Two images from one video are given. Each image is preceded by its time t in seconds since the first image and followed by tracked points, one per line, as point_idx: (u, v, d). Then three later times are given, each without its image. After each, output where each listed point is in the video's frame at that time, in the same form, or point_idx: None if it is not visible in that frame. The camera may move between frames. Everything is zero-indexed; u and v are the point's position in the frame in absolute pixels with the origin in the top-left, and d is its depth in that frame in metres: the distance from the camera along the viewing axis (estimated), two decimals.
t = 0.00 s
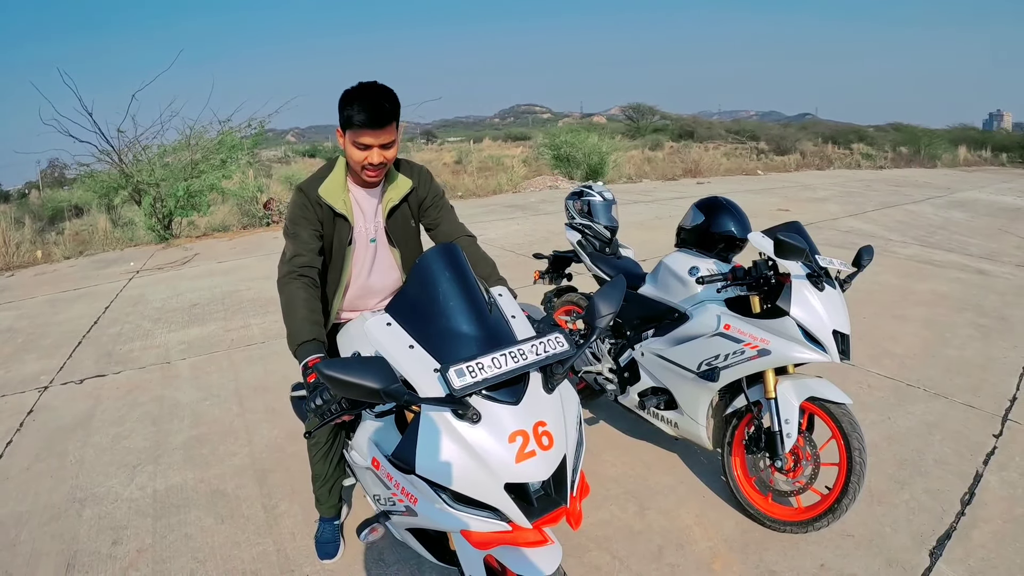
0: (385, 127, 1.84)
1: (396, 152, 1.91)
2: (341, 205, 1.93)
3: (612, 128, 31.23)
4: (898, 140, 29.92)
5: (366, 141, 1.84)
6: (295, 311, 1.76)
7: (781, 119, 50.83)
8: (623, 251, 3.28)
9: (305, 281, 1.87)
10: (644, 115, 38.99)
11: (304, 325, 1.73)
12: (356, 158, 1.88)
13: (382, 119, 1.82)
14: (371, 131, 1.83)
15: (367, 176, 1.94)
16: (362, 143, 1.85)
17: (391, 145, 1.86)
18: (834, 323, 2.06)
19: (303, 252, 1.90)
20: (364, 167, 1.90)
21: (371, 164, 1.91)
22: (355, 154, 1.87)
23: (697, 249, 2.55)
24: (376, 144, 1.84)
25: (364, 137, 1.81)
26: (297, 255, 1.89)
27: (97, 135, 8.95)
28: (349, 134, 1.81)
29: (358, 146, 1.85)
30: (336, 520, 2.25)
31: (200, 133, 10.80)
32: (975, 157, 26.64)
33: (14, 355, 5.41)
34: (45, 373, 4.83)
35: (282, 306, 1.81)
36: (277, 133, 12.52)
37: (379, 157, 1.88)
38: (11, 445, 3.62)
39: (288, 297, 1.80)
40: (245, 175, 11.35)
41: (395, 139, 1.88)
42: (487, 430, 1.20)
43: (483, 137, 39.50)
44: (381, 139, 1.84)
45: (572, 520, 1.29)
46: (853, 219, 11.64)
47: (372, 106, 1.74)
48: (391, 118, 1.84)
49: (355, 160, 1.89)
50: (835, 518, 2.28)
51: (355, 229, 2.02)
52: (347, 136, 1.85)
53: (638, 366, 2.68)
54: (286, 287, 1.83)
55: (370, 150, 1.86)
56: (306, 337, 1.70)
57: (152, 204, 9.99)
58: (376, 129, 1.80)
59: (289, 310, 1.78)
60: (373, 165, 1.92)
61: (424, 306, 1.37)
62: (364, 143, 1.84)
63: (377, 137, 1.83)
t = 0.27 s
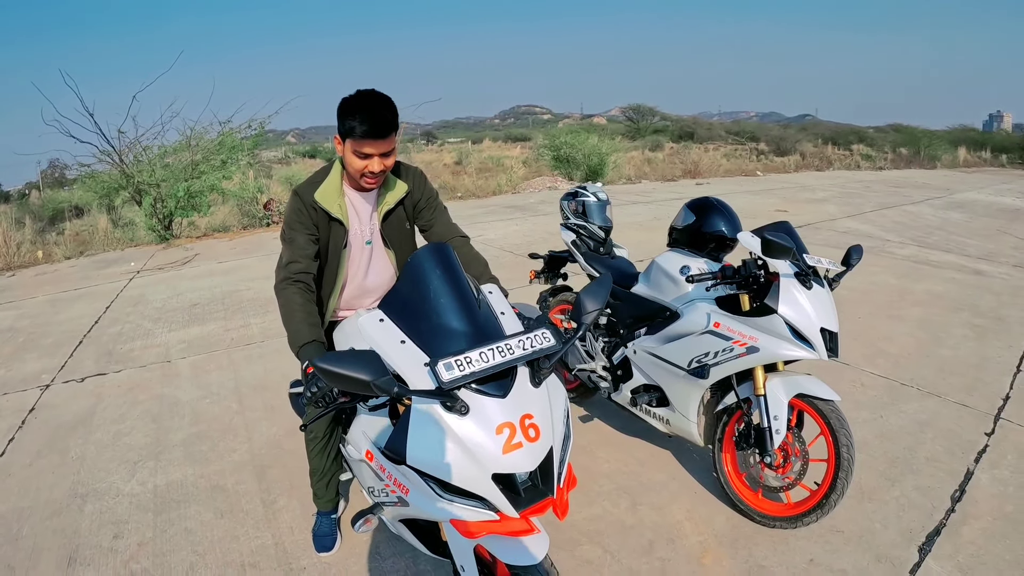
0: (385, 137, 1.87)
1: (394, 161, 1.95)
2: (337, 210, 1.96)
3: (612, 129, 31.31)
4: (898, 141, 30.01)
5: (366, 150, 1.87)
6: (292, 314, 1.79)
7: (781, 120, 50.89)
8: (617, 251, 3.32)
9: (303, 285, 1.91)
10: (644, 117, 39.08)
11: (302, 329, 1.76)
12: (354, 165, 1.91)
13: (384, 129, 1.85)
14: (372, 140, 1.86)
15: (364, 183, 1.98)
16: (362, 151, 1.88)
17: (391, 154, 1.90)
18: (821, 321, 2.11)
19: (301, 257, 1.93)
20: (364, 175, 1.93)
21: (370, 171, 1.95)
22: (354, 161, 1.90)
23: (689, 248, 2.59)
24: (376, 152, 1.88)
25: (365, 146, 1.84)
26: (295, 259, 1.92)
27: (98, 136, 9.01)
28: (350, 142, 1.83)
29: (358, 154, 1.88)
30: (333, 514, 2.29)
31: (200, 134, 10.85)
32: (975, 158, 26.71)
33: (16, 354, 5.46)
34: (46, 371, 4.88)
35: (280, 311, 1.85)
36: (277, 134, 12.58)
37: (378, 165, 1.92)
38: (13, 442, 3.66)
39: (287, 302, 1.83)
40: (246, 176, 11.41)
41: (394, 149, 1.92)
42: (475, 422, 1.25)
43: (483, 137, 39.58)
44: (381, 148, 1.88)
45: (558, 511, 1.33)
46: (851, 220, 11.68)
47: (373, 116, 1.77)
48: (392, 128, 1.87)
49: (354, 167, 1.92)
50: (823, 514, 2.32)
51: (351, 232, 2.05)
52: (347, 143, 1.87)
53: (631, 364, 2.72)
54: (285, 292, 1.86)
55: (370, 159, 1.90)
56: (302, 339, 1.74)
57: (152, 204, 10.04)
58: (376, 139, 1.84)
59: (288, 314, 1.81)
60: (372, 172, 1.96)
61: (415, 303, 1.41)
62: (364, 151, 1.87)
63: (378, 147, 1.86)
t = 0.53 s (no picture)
0: (379, 140, 1.95)
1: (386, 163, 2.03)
2: (332, 209, 2.04)
3: (611, 130, 31.40)
4: (897, 142, 30.09)
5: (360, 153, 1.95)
6: (293, 309, 1.87)
7: (781, 120, 50.94)
8: (607, 249, 3.40)
9: (301, 281, 1.98)
10: (644, 117, 39.19)
11: (303, 323, 1.85)
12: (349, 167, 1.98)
13: (378, 133, 1.93)
14: (365, 143, 1.93)
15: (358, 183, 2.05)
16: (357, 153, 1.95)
17: (384, 156, 1.98)
18: (799, 315, 2.18)
19: (298, 254, 2.00)
20: (358, 176, 2.01)
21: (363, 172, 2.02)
22: (349, 163, 1.97)
23: (674, 245, 2.67)
24: (370, 155, 1.95)
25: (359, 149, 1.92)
26: (292, 256, 2.00)
27: (99, 136, 9.09)
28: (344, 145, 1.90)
29: (352, 156, 1.95)
30: (328, 501, 2.38)
31: (200, 134, 10.94)
32: (974, 159, 26.80)
33: (19, 351, 5.55)
34: (49, 367, 4.97)
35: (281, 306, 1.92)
36: (277, 134, 12.67)
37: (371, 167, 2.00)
38: (17, 435, 3.75)
39: (287, 297, 1.91)
40: (245, 176, 11.49)
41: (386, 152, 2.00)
42: (456, 404, 1.33)
43: (483, 138, 39.65)
44: (375, 151, 1.95)
45: (535, 491, 1.42)
46: (847, 220, 11.75)
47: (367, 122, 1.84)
48: (384, 132, 1.95)
49: (349, 169, 1.99)
50: (802, 503, 2.39)
51: (345, 230, 2.13)
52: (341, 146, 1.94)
53: (618, 358, 2.81)
54: (284, 288, 1.94)
55: (364, 161, 1.97)
56: (301, 331, 1.82)
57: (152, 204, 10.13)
58: (371, 142, 1.91)
59: (289, 309, 1.89)
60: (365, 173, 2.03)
61: (403, 293, 1.49)
62: (358, 153, 1.95)
63: (372, 150, 1.94)
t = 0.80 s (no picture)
0: (379, 143, 2.05)
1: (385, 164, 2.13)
2: (333, 209, 2.14)
3: (610, 130, 31.50)
4: (895, 142, 30.22)
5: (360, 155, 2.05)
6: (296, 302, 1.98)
7: (780, 120, 51.04)
8: (597, 248, 3.50)
9: (302, 275, 2.09)
10: (642, 118, 39.31)
11: (305, 315, 1.95)
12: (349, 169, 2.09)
13: (376, 136, 2.03)
14: (365, 146, 2.03)
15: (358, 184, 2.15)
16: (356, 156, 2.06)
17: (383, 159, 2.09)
18: (777, 310, 2.28)
19: (300, 250, 2.10)
20: (358, 177, 2.11)
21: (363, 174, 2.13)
22: (349, 166, 2.08)
23: (660, 244, 2.78)
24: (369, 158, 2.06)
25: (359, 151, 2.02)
26: (295, 252, 2.10)
27: (101, 137, 9.19)
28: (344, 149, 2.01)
29: (352, 159, 2.06)
30: (328, 489, 2.49)
31: (201, 135, 11.04)
32: (971, 159, 26.93)
33: (24, 348, 5.66)
34: (54, 364, 5.07)
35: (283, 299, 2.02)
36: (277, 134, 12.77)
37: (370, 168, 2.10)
38: (25, 429, 3.86)
39: (289, 291, 2.01)
40: (245, 176, 11.60)
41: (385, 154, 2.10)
42: (447, 388, 1.45)
43: (482, 138, 39.74)
44: (374, 154, 2.06)
45: (521, 469, 1.53)
46: (843, 220, 11.86)
47: (366, 126, 1.95)
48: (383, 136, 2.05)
49: (350, 171, 2.09)
50: (782, 491, 2.48)
51: (345, 228, 2.23)
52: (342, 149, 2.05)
53: (606, 352, 2.91)
54: (287, 282, 2.04)
55: (363, 163, 2.08)
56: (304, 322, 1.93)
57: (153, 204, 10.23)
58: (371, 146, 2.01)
59: (292, 302, 1.99)
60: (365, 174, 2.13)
61: (398, 287, 1.61)
62: (358, 156, 2.05)
63: (372, 153, 2.04)
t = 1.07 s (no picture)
0: (394, 142, 2.17)
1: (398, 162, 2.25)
2: (348, 203, 2.27)
3: (610, 130, 31.60)
4: (894, 143, 30.33)
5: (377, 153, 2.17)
6: (313, 288, 2.10)
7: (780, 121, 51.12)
8: (596, 244, 3.61)
9: (318, 265, 2.21)
10: (642, 118, 39.47)
11: (321, 300, 2.08)
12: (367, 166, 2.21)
13: (391, 135, 2.15)
14: (381, 144, 2.15)
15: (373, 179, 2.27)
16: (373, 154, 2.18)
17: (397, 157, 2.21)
18: (765, 300, 2.41)
19: (317, 242, 2.24)
20: (373, 173, 2.23)
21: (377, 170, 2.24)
22: (365, 163, 2.20)
23: (655, 240, 2.89)
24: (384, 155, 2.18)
25: (375, 149, 2.14)
26: (311, 243, 2.23)
27: (105, 138, 9.31)
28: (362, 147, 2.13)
29: (369, 156, 2.18)
30: (338, 473, 2.61)
31: (203, 135, 11.15)
32: (970, 159, 27.05)
33: (33, 344, 5.77)
34: (63, 359, 5.18)
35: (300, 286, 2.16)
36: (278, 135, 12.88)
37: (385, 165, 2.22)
38: (39, 421, 3.97)
39: (305, 279, 2.14)
40: (247, 176, 11.70)
41: (399, 152, 2.22)
42: (456, 366, 1.57)
43: (482, 139, 39.83)
44: (389, 152, 2.18)
45: (523, 443, 1.66)
46: (839, 219, 11.97)
47: (382, 126, 2.06)
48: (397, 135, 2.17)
49: (365, 167, 2.21)
50: (772, 474, 2.60)
51: (358, 221, 2.36)
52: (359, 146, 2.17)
53: (604, 343, 3.03)
54: (304, 270, 2.17)
55: (379, 160, 2.19)
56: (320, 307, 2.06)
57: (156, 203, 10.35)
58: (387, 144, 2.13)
59: (309, 289, 2.12)
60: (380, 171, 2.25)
61: (411, 274, 1.73)
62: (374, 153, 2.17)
63: (387, 151, 2.16)
